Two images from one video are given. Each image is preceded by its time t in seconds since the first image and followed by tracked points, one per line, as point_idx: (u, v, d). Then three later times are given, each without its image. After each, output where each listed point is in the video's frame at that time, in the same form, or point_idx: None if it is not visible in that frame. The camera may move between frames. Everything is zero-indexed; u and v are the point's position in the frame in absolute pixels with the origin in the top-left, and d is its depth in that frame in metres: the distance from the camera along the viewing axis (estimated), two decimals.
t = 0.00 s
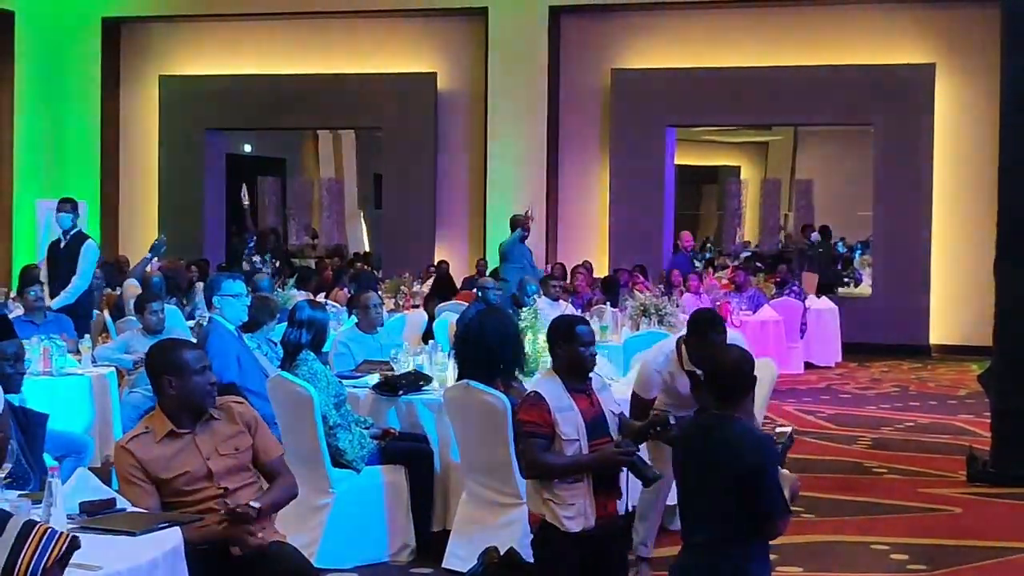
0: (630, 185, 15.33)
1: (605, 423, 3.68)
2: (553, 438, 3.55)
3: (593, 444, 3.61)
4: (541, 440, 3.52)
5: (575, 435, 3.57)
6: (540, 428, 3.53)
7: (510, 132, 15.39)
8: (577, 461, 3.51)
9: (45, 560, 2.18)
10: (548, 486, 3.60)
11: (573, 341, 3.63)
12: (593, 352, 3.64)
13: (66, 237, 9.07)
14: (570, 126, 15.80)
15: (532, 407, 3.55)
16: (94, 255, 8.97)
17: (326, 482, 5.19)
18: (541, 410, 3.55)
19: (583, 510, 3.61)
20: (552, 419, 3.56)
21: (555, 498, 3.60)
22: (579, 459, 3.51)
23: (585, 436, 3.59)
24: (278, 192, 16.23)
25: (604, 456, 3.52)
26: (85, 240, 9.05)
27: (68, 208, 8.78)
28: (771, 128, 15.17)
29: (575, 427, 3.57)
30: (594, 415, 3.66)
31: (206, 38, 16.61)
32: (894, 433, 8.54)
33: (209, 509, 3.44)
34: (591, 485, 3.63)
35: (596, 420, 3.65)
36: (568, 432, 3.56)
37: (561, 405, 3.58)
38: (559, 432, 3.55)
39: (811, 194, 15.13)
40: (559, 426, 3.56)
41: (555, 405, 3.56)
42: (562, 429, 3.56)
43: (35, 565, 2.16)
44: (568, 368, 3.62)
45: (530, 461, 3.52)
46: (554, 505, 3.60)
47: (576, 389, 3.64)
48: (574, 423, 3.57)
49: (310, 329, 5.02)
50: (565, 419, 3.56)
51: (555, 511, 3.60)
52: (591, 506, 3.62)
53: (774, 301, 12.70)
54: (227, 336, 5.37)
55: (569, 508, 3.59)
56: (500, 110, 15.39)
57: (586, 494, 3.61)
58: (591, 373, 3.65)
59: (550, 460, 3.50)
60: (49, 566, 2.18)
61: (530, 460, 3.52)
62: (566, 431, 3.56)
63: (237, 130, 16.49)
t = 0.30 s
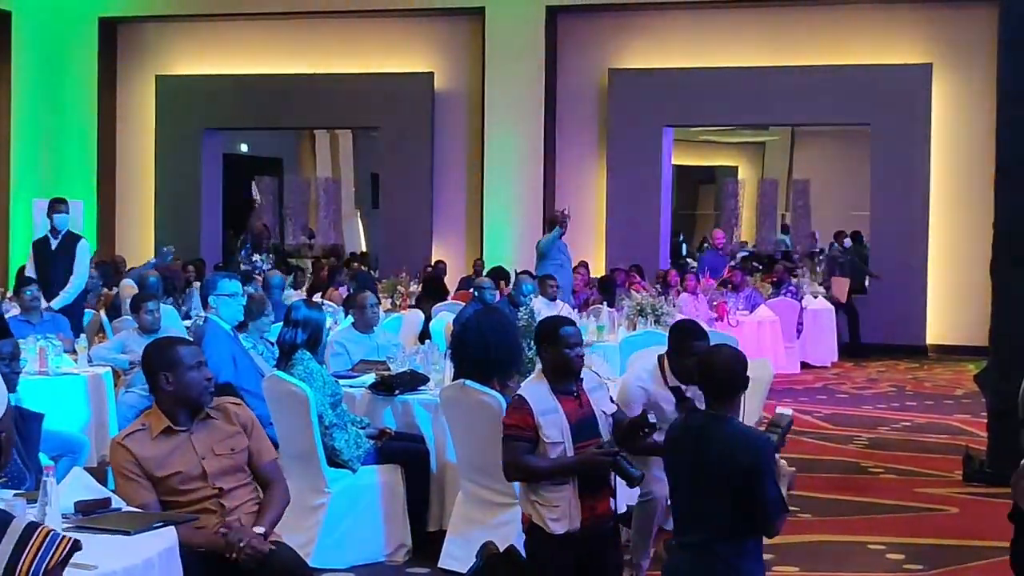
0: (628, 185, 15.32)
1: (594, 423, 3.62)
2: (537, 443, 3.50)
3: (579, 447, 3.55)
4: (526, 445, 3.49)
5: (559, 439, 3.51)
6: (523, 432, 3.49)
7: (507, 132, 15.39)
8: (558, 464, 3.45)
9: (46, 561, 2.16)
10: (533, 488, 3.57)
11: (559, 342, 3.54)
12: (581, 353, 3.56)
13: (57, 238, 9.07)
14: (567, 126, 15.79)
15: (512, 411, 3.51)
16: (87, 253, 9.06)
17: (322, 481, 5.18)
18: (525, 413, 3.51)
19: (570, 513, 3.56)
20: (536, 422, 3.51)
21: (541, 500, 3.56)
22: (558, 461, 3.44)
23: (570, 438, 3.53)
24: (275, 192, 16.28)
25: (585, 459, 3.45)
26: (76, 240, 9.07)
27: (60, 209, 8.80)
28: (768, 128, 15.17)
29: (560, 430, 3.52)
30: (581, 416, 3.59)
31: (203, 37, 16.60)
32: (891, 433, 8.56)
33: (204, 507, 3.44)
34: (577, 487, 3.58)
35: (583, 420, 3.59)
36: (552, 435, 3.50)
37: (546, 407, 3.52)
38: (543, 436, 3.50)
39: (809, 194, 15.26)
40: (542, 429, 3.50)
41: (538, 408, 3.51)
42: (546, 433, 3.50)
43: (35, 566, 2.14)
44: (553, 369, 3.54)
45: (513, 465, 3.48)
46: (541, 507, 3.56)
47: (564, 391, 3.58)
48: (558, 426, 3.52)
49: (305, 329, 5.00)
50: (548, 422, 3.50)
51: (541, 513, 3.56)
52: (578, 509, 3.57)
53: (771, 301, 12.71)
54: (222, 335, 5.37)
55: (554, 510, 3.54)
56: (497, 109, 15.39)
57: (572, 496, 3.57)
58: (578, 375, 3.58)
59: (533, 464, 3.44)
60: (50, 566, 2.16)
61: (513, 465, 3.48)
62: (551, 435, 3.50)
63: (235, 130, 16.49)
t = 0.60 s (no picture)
0: (624, 185, 15.32)
1: (577, 429, 3.61)
2: (514, 447, 3.49)
3: (558, 452, 3.53)
4: (504, 451, 3.49)
5: (538, 444, 3.49)
6: (499, 438, 3.49)
7: (503, 132, 15.39)
8: (533, 469, 3.43)
9: (36, 557, 2.23)
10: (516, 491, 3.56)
11: (540, 346, 3.51)
12: (561, 356, 3.53)
13: (53, 237, 9.06)
14: (563, 127, 15.80)
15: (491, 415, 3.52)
16: (82, 253, 9.11)
17: (317, 481, 5.19)
18: (504, 419, 3.50)
19: (554, 517, 3.52)
20: (515, 427, 3.49)
21: (524, 502, 3.53)
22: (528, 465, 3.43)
23: (550, 443, 3.51)
24: (272, 192, 16.41)
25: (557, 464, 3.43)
26: (72, 240, 9.06)
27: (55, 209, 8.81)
28: (764, 129, 15.17)
29: (538, 436, 3.50)
30: (562, 421, 3.57)
31: (199, 36, 16.59)
32: (886, 433, 8.57)
33: (200, 507, 3.44)
34: (559, 492, 3.53)
35: (566, 425, 3.57)
36: (530, 440, 3.48)
37: (523, 414, 3.49)
38: (521, 441, 3.48)
39: (803, 194, 15.46)
40: (520, 435, 3.48)
41: (516, 414, 3.49)
42: (525, 439, 3.48)
43: (24, 564, 2.22)
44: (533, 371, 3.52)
45: (490, 469, 3.48)
46: (524, 510, 3.55)
47: (547, 395, 3.56)
48: (536, 431, 3.49)
49: (300, 329, 4.99)
50: (526, 428, 3.48)
51: (523, 515, 3.54)
52: (561, 513, 3.52)
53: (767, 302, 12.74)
54: (218, 335, 5.36)
55: (535, 512, 3.52)
56: (493, 110, 15.39)
57: (556, 501, 3.52)
58: (560, 378, 3.55)
59: (508, 469, 3.44)
60: (40, 563, 2.23)
61: (491, 469, 3.47)
62: (530, 441, 3.48)
63: (230, 130, 16.48)
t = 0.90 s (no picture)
0: (619, 186, 15.34)
1: (557, 434, 3.57)
2: (486, 451, 3.54)
3: (535, 457, 3.54)
4: (475, 454, 3.53)
5: (511, 449, 3.53)
6: (471, 441, 3.54)
7: (499, 132, 15.40)
8: (497, 475, 3.47)
9: (27, 556, 2.24)
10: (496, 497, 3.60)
11: (520, 349, 3.57)
12: (544, 358, 3.57)
13: (51, 238, 9.06)
14: (559, 127, 15.81)
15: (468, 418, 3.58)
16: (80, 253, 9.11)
17: (312, 481, 5.18)
18: (478, 423, 3.55)
19: (532, 521, 3.55)
20: (489, 432, 3.54)
21: (503, 507, 3.58)
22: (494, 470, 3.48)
23: (524, 449, 3.53)
24: (267, 193, 16.08)
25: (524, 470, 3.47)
26: (71, 241, 9.06)
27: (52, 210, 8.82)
28: (759, 129, 15.18)
29: (510, 440, 3.54)
30: (541, 426, 3.57)
31: (195, 36, 16.58)
32: (881, 433, 8.58)
33: (196, 507, 3.44)
34: (535, 499, 3.55)
35: (545, 430, 3.57)
36: (501, 444, 3.53)
37: (497, 417, 3.54)
38: (493, 445, 3.53)
39: (799, 195, 15.13)
40: (492, 438, 3.53)
41: (490, 418, 3.54)
42: (497, 442, 3.53)
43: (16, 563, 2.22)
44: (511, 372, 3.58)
45: (462, 472, 3.53)
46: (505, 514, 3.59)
47: (527, 399, 3.59)
48: (509, 436, 3.53)
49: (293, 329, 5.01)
50: (498, 432, 3.52)
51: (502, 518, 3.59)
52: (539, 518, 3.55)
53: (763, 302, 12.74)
54: (213, 336, 5.36)
55: (512, 516, 3.56)
56: (489, 110, 15.40)
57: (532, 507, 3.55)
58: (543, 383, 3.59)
59: (474, 472, 3.49)
60: (30, 562, 2.23)
61: (463, 472, 3.53)
62: (501, 444, 3.53)
63: (226, 130, 16.47)
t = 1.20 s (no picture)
0: (615, 186, 15.35)
1: (558, 427, 3.61)
2: (488, 445, 3.51)
3: (534, 453, 3.54)
4: (477, 446, 3.50)
5: (514, 445, 3.50)
6: (475, 434, 3.51)
7: (494, 132, 15.40)
8: (499, 469, 3.45)
9: (21, 555, 2.24)
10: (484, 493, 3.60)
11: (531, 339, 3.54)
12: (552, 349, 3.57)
13: (50, 237, 9.05)
14: (554, 127, 15.82)
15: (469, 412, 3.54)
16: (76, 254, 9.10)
17: (307, 482, 5.17)
18: (483, 417, 3.51)
19: (516, 520, 3.56)
20: (494, 426, 3.51)
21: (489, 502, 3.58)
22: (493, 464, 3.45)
23: (524, 445, 3.52)
24: (261, 192, 16.24)
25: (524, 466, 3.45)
26: (69, 241, 9.05)
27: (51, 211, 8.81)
28: (755, 129, 15.19)
29: (515, 436, 3.51)
30: (544, 420, 3.58)
31: (191, 36, 16.57)
32: (876, 433, 8.58)
33: (189, 508, 3.44)
34: (527, 496, 3.56)
35: (546, 425, 3.57)
36: (507, 440, 3.50)
37: (504, 412, 3.51)
38: (497, 439, 3.50)
39: (794, 196, 15.08)
40: (498, 432, 3.50)
41: (496, 412, 3.50)
42: (502, 438, 3.50)
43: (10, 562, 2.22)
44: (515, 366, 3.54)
45: (461, 465, 3.49)
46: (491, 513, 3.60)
47: (528, 392, 3.58)
48: (514, 432, 3.50)
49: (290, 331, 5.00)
50: (504, 427, 3.50)
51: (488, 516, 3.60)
52: (523, 514, 3.56)
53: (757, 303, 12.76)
54: (208, 336, 5.36)
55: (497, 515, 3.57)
56: (484, 110, 15.40)
57: (520, 505, 3.56)
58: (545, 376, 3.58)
59: (478, 465, 3.45)
60: (25, 562, 2.23)
61: (462, 465, 3.49)
62: (506, 440, 3.50)
63: (221, 130, 16.47)
